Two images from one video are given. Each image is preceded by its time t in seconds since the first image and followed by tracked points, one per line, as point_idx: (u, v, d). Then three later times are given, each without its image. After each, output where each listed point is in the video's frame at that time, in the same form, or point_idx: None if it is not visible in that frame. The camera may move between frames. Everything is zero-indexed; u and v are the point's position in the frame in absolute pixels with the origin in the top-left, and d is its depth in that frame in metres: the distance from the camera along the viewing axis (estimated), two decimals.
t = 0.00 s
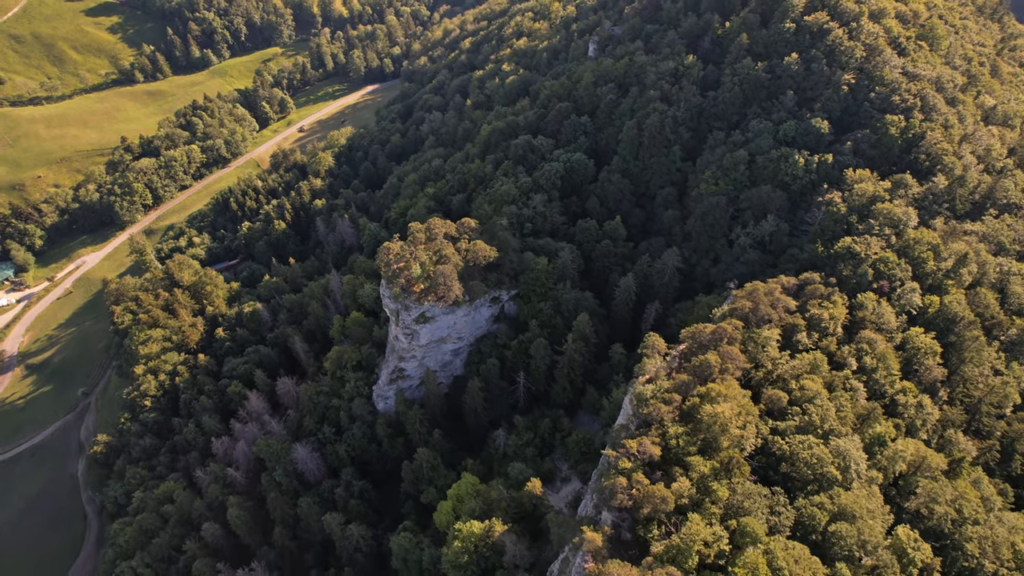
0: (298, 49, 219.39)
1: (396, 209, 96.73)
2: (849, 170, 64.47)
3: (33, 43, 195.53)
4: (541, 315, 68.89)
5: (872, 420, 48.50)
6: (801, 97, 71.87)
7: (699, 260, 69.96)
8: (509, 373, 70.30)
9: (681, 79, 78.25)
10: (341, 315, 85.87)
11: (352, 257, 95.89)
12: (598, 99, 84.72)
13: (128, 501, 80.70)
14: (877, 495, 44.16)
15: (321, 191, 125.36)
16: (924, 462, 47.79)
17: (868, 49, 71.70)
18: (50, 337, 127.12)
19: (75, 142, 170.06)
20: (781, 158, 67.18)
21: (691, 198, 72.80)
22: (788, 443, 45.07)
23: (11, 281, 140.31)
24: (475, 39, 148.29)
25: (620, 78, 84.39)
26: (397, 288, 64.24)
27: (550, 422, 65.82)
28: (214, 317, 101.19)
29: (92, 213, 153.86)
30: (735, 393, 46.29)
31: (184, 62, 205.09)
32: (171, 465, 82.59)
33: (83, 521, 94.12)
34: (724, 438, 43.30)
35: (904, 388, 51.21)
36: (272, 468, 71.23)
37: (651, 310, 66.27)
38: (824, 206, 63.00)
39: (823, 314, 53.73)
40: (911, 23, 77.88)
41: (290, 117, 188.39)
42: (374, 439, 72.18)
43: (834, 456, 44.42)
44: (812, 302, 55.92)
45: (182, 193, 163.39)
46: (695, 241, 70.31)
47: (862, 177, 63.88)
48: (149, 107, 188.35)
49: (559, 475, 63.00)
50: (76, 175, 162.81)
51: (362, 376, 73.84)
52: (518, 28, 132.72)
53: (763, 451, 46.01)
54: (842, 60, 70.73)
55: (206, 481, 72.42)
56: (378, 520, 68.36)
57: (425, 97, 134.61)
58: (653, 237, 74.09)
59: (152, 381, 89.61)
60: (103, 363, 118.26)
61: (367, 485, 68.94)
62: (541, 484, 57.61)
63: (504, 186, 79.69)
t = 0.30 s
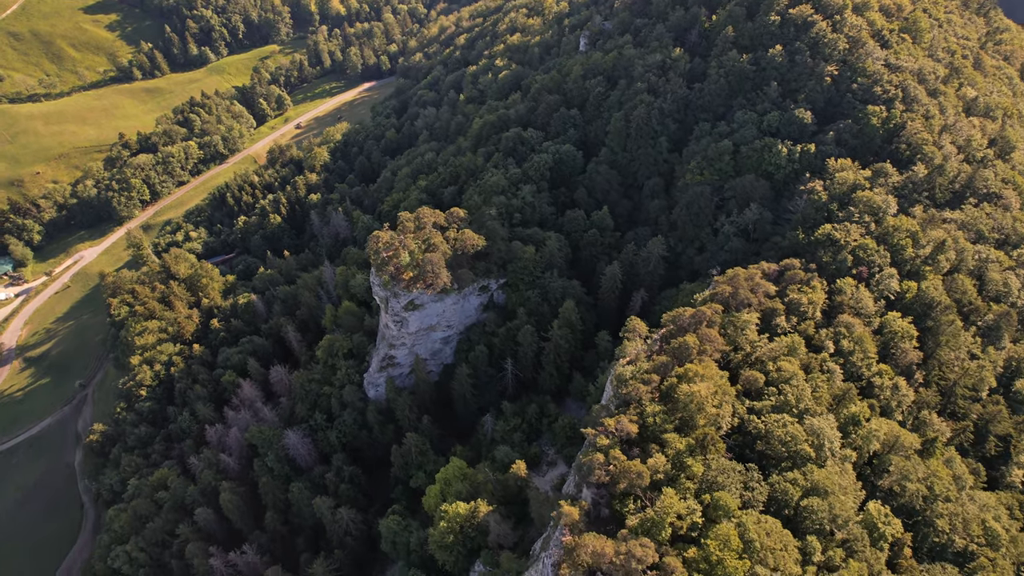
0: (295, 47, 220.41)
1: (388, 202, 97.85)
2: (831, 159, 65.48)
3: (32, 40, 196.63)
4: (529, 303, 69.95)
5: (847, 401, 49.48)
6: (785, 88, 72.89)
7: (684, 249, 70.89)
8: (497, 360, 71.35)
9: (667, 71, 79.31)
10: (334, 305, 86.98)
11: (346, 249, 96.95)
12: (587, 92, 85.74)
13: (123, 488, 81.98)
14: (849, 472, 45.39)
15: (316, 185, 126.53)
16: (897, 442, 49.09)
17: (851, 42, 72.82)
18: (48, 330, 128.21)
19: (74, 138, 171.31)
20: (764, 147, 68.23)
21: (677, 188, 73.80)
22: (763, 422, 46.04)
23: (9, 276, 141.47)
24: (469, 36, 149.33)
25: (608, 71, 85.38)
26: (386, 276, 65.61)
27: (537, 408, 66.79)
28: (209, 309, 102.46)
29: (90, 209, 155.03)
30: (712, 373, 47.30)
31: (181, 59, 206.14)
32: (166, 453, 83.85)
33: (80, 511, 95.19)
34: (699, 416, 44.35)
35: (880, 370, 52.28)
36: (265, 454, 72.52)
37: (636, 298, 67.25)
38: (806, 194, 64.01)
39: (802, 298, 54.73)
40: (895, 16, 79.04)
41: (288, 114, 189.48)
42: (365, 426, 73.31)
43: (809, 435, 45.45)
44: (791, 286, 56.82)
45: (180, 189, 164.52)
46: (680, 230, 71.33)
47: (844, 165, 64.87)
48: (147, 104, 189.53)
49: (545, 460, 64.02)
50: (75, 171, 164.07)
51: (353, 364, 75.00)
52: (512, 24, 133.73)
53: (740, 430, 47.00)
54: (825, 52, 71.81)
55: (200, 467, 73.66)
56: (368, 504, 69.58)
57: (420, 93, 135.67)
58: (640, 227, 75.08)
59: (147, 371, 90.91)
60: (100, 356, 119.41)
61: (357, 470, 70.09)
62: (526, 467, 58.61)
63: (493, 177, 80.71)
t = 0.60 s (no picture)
0: (292, 44, 221.30)
1: (380, 195, 98.90)
2: (812, 149, 66.46)
3: (30, 38, 197.48)
4: (516, 292, 70.95)
5: (822, 383, 50.35)
6: (769, 80, 73.88)
7: (669, 238, 71.82)
8: (485, 348, 72.30)
9: (654, 64, 80.33)
10: (325, 296, 88.04)
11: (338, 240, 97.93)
12: (575, 85, 86.71)
13: (117, 476, 83.08)
14: (822, 451, 46.15)
15: (311, 179, 127.56)
16: (871, 423, 50.10)
17: (834, 34, 73.85)
18: (44, 324, 129.05)
19: (71, 135, 172.28)
20: (748, 138, 69.20)
21: (662, 178, 74.76)
22: (739, 402, 46.87)
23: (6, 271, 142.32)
24: (464, 32, 150.27)
25: (597, 64, 86.35)
26: (375, 264, 66.89)
27: (523, 394, 67.59)
28: (203, 301, 103.54)
29: (87, 205, 155.96)
30: (689, 354, 48.22)
31: (179, 56, 207.02)
32: (160, 442, 84.96)
33: (75, 501, 96.08)
34: (676, 396, 45.29)
35: (856, 354, 53.30)
36: (256, 441, 73.84)
37: (622, 287, 68.16)
38: (788, 183, 65.00)
39: (780, 283, 55.62)
40: (878, 10, 80.14)
41: (284, 111, 190.48)
42: (354, 413, 74.43)
43: (783, 415, 46.27)
44: (771, 272, 57.67)
45: (176, 185, 165.58)
46: (665, 220, 72.35)
47: (825, 155, 65.86)
48: (144, 101, 190.46)
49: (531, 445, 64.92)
50: (72, 167, 165.02)
51: (343, 353, 76.13)
52: (505, 20, 134.67)
53: (716, 410, 47.73)
54: (808, 44, 72.89)
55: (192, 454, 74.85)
56: (358, 491, 70.73)
57: (414, 88, 136.63)
58: (626, 217, 76.03)
59: (141, 361, 92.05)
60: (96, 349, 120.34)
61: (347, 456, 71.21)
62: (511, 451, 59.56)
63: (482, 169, 81.69)
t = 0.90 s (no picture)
0: (289, 42, 222.31)
1: (371, 188, 99.96)
2: (792, 138, 67.45)
3: (27, 35, 198.55)
4: (501, 281, 71.97)
5: (796, 366, 51.14)
6: (752, 72, 74.89)
7: (652, 228, 72.77)
8: (471, 336, 73.25)
9: (639, 57, 81.36)
10: (316, 286, 89.11)
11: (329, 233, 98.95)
12: (563, 78, 87.68)
13: (110, 464, 84.29)
14: (793, 431, 46.72)
15: (304, 174, 128.60)
16: (844, 404, 50.88)
17: (816, 27, 74.90)
18: (40, 318, 130.06)
19: (68, 131, 173.44)
20: (730, 128, 70.08)
21: (647, 169, 75.69)
22: (713, 382, 47.69)
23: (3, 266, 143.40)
24: (457, 28, 151.29)
25: (584, 57, 87.37)
26: (361, 253, 68.22)
27: (508, 381, 68.39)
28: (197, 294, 104.70)
29: (83, 200, 157.06)
30: (664, 336, 49.10)
31: (176, 54, 208.03)
32: (152, 431, 86.12)
33: (69, 490, 97.24)
34: (649, 376, 46.18)
35: (831, 338, 54.21)
36: (246, 428, 75.16)
37: (606, 276, 69.01)
38: (767, 172, 65.99)
39: (757, 269, 56.43)
40: (860, 3, 81.12)
41: (280, 108, 191.52)
42: (343, 401, 75.56)
43: (756, 395, 47.08)
44: (749, 259, 58.49)
45: (172, 181, 166.76)
46: (649, 210, 73.35)
47: (805, 144, 66.85)
48: (141, 98, 191.48)
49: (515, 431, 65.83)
50: (69, 164, 166.17)
51: (332, 342, 77.23)
52: (497, 16, 135.69)
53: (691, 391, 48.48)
54: (790, 36, 73.98)
55: (183, 441, 76.07)
56: (346, 477, 71.79)
57: (407, 84, 137.64)
58: (611, 208, 77.00)
59: (135, 352, 93.24)
60: (91, 342, 121.43)
61: (334, 443, 72.31)
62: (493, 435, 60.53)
63: (470, 161, 82.70)
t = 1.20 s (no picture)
0: (285, 40, 222.93)
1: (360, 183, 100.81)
2: (771, 131, 68.20)
3: (23, 33, 199.37)
4: (484, 272, 72.79)
5: (768, 353, 51.77)
6: (733, 66, 75.69)
7: (634, 220, 73.58)
8: (455, 327, 74.06)
9: (623, 52, 82.13)
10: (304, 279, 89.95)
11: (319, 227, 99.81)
12: (548, 73, 88.39)
13: (99, 455, 85.26)
14: (764, 416, 47.21)
15: (296, 170, 129.43)
16: (815, 390, 51.59)
17: (796, 21, 75.69)
18: (34, 313, 130.68)
19: (63, 128, 174.33)
20: (710, 121, 70.76)
21: (629, 162, 76.42)
22: (684, 368, 48.42)
23: None
24: (450, 26, 151.99)
25: (569, 52, 88.12)
26: (345, 244, 69.15)
27: (490, 371, 69.10)
28: (188, 288, 105.63)
29: (77, 197, 157.82)
30: (636, 323, 49.93)
31: (171, 52, 208.72)
32: (141, 422, 87.05)
33: (60, 483, 98.01)
34: (620, 361, 46.99)
35: (805, 326, 54.87)
36: (232, 419, 76.21)
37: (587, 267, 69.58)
38: (746, 164, 66.73)
39: (732, 259, 57.16)
40: None
41: (275, 106, 192.20)
42: (328, 392, 76.52)
43: (726, 381, 47.77)
44: (725, 249, 59.22)
45: (167, 178, 167.61)
46: (631, 202, 74.14)
47: (783, 137, 67.65)
48: (136, 95, 192.17)
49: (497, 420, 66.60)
50: (63, 161, 167.02)
51: (318, 333, 78.13)
52: (489, 13, 136.41)
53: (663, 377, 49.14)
54: (771, 31, 74.86)
55: (170, 432, 77.04)
56: (331, 467, 72.84)
57: (399, 81, 138.34)
58: (594, 200, 77.77)
59: (125, 345, 94.17)
60: (84, 337, 122.25)
61: (319, 433, 73.26)
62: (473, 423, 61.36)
63: (456, 154, 83.41)
